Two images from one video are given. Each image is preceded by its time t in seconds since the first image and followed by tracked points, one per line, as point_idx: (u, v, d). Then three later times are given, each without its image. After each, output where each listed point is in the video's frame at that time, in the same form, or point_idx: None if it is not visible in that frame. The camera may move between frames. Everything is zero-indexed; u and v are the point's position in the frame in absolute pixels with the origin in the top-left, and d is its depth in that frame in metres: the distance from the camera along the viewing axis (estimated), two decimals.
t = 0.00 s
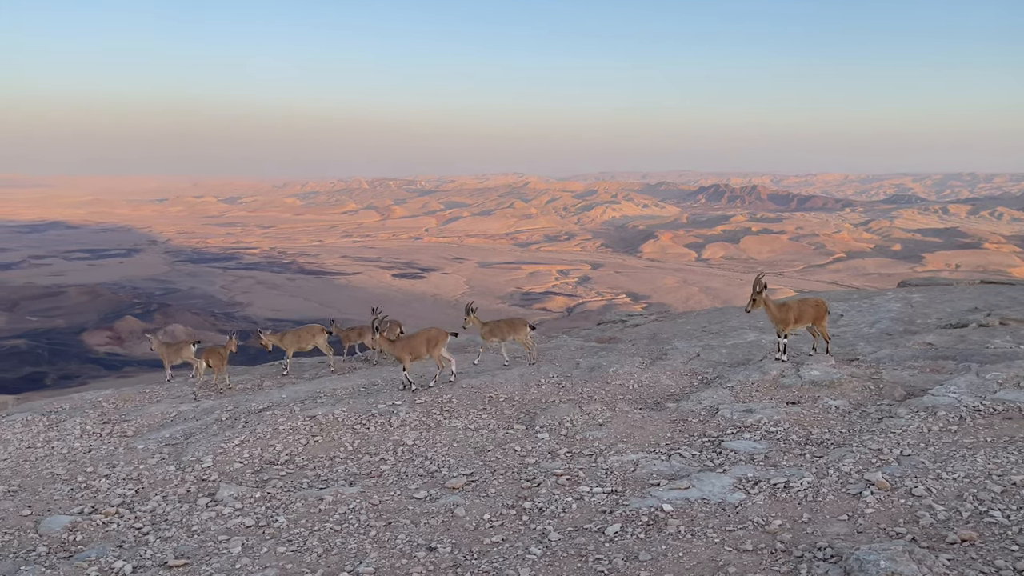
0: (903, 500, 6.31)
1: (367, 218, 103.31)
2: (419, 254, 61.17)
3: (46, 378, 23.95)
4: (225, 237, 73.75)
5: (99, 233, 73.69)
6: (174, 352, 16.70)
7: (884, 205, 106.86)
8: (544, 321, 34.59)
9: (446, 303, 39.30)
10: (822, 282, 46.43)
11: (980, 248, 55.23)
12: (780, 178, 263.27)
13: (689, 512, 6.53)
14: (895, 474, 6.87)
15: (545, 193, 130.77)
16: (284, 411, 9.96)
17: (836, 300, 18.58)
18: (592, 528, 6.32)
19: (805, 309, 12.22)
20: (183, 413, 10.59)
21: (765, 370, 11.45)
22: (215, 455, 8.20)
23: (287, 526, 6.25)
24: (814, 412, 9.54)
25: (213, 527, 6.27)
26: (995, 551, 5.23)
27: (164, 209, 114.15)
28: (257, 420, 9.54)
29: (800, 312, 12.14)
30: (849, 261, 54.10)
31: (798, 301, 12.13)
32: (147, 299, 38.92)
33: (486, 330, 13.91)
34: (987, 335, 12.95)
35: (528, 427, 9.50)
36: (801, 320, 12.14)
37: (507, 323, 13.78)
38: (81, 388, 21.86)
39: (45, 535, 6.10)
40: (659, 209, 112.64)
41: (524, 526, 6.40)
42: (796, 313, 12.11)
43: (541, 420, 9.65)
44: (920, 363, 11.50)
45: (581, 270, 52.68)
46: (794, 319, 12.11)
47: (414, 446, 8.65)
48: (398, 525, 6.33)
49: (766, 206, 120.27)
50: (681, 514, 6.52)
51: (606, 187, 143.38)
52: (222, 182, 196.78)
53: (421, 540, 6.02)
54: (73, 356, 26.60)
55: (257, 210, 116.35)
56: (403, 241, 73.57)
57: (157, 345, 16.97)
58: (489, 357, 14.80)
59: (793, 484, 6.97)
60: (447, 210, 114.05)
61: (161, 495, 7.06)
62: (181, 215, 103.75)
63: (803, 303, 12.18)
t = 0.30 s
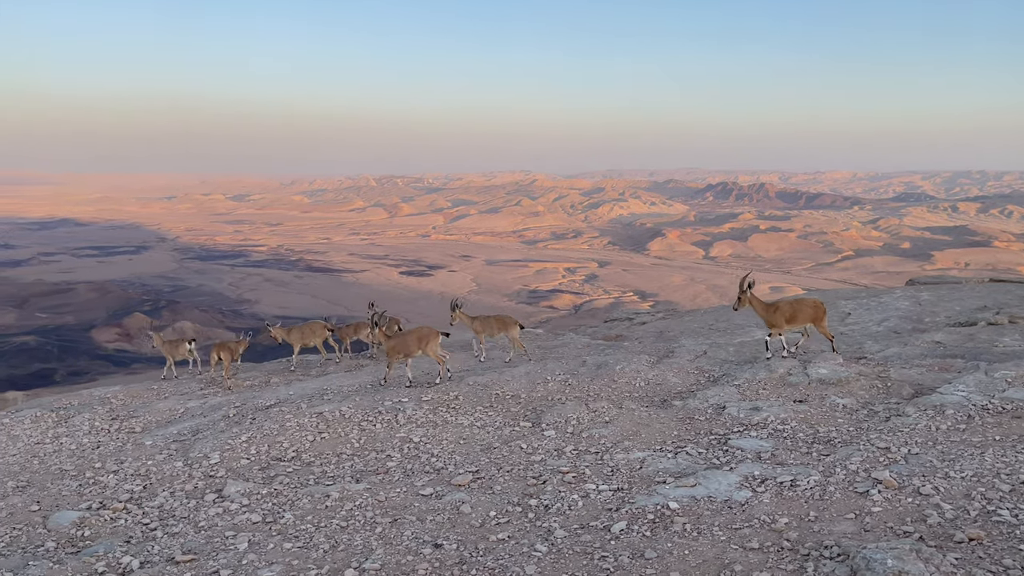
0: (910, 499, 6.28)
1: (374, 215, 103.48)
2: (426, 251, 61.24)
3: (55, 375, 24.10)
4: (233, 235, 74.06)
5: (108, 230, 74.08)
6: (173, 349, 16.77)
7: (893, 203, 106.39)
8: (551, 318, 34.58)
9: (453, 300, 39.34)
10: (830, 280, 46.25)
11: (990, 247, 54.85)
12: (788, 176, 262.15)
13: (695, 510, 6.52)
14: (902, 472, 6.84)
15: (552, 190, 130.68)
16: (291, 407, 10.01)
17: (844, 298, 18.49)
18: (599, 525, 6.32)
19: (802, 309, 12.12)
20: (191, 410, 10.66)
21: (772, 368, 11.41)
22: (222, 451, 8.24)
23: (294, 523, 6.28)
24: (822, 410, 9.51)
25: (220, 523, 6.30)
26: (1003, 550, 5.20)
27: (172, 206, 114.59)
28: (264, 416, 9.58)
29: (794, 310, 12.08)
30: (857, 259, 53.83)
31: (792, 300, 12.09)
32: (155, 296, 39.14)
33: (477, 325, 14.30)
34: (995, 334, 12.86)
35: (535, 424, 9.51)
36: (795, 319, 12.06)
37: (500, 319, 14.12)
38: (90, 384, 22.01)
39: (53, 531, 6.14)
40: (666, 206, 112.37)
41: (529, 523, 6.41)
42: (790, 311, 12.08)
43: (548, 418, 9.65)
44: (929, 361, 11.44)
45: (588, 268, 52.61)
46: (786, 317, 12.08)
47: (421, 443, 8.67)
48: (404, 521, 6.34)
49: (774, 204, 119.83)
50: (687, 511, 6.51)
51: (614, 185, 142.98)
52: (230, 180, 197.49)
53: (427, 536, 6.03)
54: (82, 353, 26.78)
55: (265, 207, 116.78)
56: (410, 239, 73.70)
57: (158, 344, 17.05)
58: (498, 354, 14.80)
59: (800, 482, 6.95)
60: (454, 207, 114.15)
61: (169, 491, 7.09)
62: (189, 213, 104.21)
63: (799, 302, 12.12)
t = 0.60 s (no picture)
0: (919, 497, 6.26)
1: (383, 212, 103.67)
2: (434, 248, 61.30)
3: (66, 370, 24.29)
4: (242, 231, 74.36)
5: (118, 226, 74.48)
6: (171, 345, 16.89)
7: (904, 200, 105.61)
8: (559, 315, 34.55)
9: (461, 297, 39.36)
10: (840, 277, 46.01)
11: (1002, 244, 54.43)
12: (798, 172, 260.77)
13: (702, 508, 6.51)
14: (911, 471, 6.81)
15: (560, 187, 130.52)
16: (299, 403, 10.05)
17: (853, 296, 18.38)
18: (605, 522, 6.32)
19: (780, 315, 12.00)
20: (199, 405, 10.71)
21: (781, 365, 11.37)
22: (231, 446, 8.28)
23: (301, 518, 6.31)
24: (830, 408, 9.47)
25: (229, 518, 6.34)
26: (1013, 549, 5.16)
27: (182, 203, 115.15)
28: (273, 412, 9.62)
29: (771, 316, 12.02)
30: (867, 256, 53.53)
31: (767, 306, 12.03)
32: (165, 292, 39.36)
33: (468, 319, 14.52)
34: (1007, 332, 12.75)
35: (542, 421, 9.51)
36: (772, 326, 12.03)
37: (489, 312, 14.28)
38: (101, 380, 22.16)
39: (62, 526, 6.19)
40: (675, 203, 112.03)
41: (537, 520, 6.41)
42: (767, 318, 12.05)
43: (555, 415, 9.65)
44: (938, 359, 11.36)
45: (597, 265, 52.53)
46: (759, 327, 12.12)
47: (428, 439, 8.69)
48: (411, 517, 6.36)
49: (784, 200, 119.21)
50: (695, 509, 6.50)
51: (622, 181, 142.69)
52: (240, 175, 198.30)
53: (434, 532, 6.05)
54: (93, 348, 26.98)
55: (274, 204, 117.20)
56: (419, 235, 73.78)
57: (159, 340, 17.23)
58: (505, 350, 14.80)
59: (808, 480, 6.92)
60: (462, 204, 114.16)
61: (178, 486, 7.14)
62: (199, 209, 104.64)
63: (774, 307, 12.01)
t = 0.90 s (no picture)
0: (930, 495, 6.21)
1: (393, 207, 103.87)
2: (444, 243, 61.38)
3: (79, 364, 24.52)
4: (254, 226, 74.73)
5: (131, 221, 75.01)
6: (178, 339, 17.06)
7: (917, 196, 104.69)
8: (569, 311, 34.53)
9: (471, 293, 39.41)
10: (851, 274, 45.73)
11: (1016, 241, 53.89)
12: (810, 168, 258.99)
13: (711, 504, 6.49)
14: (922, 468, 6.76)
15: (571, 183, 130.32)
16: (309, 398, 10.09)
17: (864, 292, 18.26)
18: (613, 518, 6.32)
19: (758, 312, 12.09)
20: (210, 399, 10.80)
21: (791, 362, 11.33)
22: (240, 440, 8.33)
23: (310, 512, 6.34)
24: (841, 404, 9.42)
25: (238, 512, 6.38)
26: None
27: (194, 198, 115.86)
28: (282, 406, 9.67)
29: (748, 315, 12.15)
30: (880, 253, 53.15)
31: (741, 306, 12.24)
32: (177, 286, 39.66)
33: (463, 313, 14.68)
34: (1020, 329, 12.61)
35: (551, 416, 9.52)
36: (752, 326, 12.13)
37: (484, 306, 14.40)
38: (114, 373, 22.36)
39: (73, 518, 6.25)
40: (686, 199, 111.57)
41: (545, 515, 6.41)
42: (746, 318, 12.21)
43: (564, 410, 9.65)
44: (950, 356, 11.26)
45: (607, 261, 52.43)
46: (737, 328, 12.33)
47: (437, 434, 8.72)
48: (419, 512, 6.38)
49: (796, 196, 118.53)
50: (703, 505, 6.48)
51: (633, 177, 142.25)
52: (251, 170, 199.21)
53: (442, 527, 6.06)
54: (106, 342, 27.22)
55: (285, 199, 117.60)
56: (429, 231, 73.89)
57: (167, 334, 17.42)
58: (515, 345, 14.84)
59: (818, 477, 6.89)
60: (472, 199, 114.26)
61: (187, 480, 7.19)
62: (210, 204, 105.13)
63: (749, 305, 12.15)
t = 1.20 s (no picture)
0: (945, 492, 6.16)
1: (408, 201, 104.03)
2: (459, 237, 61.47)
3: (98, 355, 24.86)
4: (270, 219, 75.24)
5: (149, 214, 75.78)
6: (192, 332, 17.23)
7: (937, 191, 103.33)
8: (583, 305, 34.45)
9: (484, 286, 39.47)
10: (869, 269, 45.29)
11: None
12: (829, 163, 256.19)
13: (723, 499, 6.48)
14: (937, 465, 6.71)
15: (586, 177, 129.92)
16: (323, 390, 10.18)
17: (882, 287, 18.08)
18: (625, 512, 6.33)
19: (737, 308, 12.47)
20: (225, 390, 10.91)
21: (806, 357, 11.27)
22: (255, 432, 8.42)
23: (323, 504, 6.40)
24: (856, 400, 9.35)
25: (252, 502, 6.46)
26: None
27: (211, 191, 116.82)
28: (297, 398, 9.76)
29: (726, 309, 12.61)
30: (898, 248, 52.52)
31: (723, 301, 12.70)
32: (195, 279, 40.03)
33: (464, 307, 14.99)
34: None
35: (563, 410, 9.53)
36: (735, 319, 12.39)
37: (484, 299, 14.76)
38: (132, 365, 22.61)
39: (91, 506, 6.34)
40: (702, 193, 110.88)
41: (557, 508, 6.44)
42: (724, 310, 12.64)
43: (576, 404, 9.67)
44: (968, 352, 11.13)
45: (622, 255, 52.22)
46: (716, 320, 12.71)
47: (450, 427, 8.75)
48: (431, 504, 6.43)
49: (813, 191, 117.39)
50: (715, 500, 6.48)
51: (649, 172, 141.48)
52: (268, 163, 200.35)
53: (454, 519, 6.11)
54: (125, 334, 27.58)
55: (302, 192, 118.29)
56: (443, 225, 74.03)
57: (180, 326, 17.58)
58: (528, 339, 14.87)
59: (831, 473, 6.85)
60: (487, 193, 114.29)
61: (203, 470, 7.29)
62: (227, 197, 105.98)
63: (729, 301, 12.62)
